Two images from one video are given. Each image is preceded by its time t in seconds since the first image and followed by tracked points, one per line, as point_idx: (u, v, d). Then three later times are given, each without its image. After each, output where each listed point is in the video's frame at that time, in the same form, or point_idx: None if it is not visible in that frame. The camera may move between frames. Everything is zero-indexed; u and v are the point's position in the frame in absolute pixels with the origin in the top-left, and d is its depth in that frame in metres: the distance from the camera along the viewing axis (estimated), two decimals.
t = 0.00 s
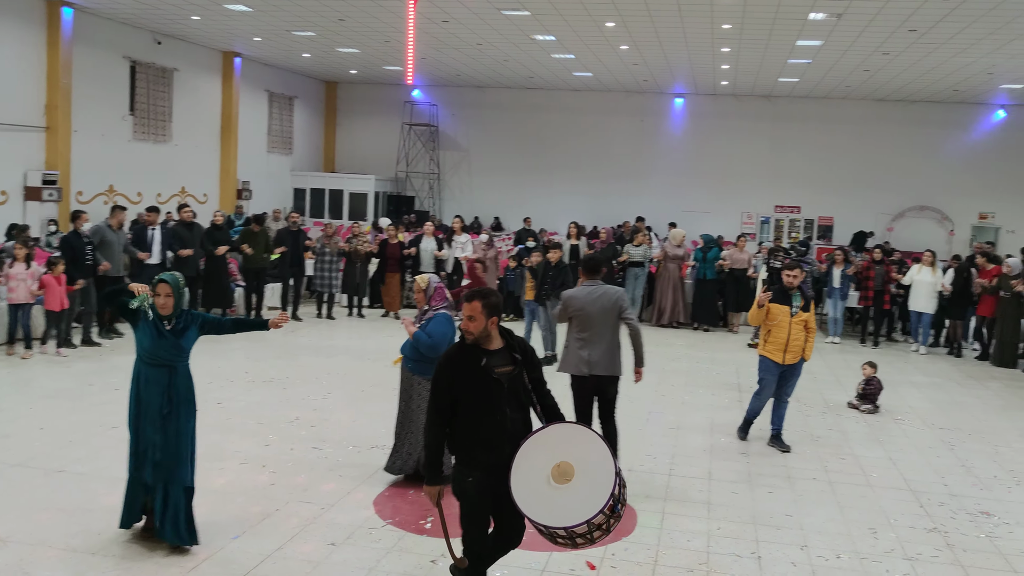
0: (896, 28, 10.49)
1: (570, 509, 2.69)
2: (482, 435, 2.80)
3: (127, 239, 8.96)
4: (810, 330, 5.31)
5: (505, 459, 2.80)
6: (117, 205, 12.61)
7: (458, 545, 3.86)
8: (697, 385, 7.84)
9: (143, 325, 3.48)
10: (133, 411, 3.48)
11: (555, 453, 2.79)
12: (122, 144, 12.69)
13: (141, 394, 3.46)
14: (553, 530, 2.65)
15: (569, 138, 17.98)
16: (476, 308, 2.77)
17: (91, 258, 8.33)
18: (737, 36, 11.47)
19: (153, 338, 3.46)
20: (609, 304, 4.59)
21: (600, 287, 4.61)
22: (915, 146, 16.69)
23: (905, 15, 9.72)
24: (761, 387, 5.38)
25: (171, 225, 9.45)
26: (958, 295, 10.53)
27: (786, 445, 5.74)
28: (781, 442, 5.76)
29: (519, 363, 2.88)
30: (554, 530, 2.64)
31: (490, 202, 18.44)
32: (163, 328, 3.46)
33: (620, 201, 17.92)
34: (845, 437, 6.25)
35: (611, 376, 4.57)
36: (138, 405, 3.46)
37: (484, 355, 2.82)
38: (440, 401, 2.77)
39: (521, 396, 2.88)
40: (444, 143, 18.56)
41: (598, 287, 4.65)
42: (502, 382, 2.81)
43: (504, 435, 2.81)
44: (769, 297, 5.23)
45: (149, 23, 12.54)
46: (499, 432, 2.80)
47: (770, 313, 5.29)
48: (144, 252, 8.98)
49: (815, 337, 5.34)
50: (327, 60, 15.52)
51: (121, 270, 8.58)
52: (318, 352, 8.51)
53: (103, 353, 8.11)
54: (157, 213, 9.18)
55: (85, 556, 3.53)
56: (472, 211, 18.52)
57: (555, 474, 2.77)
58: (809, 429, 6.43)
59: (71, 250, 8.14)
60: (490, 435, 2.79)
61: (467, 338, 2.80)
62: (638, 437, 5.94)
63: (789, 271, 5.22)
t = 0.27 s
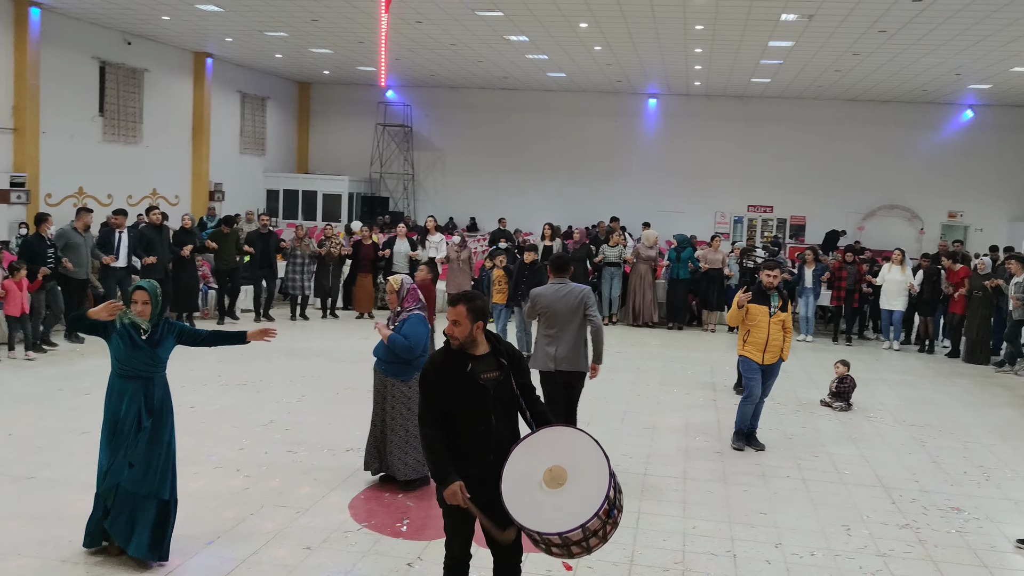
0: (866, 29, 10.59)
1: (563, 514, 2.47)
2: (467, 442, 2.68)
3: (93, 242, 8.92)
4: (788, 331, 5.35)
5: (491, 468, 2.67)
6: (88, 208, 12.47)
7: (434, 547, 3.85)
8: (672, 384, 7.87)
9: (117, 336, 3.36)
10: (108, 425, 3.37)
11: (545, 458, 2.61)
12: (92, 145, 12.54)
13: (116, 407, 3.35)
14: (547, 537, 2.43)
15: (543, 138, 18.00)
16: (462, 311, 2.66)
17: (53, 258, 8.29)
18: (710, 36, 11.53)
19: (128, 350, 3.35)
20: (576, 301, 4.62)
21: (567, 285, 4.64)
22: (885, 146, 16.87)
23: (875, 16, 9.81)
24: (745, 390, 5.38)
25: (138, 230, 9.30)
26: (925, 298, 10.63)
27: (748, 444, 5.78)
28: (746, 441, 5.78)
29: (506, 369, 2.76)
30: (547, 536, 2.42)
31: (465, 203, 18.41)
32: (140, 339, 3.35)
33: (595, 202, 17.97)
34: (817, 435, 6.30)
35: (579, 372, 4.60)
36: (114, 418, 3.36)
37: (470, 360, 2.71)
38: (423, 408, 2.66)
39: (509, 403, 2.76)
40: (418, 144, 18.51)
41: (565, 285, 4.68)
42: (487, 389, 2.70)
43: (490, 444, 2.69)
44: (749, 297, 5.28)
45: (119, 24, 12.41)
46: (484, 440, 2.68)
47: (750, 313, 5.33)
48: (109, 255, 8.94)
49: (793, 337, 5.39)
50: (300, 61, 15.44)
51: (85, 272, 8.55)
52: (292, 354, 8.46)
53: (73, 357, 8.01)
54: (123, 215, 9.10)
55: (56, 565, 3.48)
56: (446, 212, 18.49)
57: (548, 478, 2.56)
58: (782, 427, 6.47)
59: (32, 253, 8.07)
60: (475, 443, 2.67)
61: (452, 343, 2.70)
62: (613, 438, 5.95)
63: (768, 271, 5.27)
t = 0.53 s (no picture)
0: (834, 29, 10.69)
1: (556, 540, 2.44)
2: (459, 455, 2.62)
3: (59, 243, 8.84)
4: (762, 330, 5.39)
5: (481, 485, 2.61)
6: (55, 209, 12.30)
7: (408, 549, 3.83)
8: (644, 383, 7.89)
9: (83, 345, 3.24)
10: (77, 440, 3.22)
11: (544, 480, 2.56)
12: (59, 146, 12.38)
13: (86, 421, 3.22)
14: (538, 562, 2.40)
15: (515, 138, 17.99)
16: (465, 320, 2.61)
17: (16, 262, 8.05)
18: (681, 36, 11.59)
19: (97, 357, 3.24)
20: (548, 300, 4.66)
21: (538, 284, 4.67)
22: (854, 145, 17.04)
23: (843, 16, 9.90)
24: (728, 392, 5.35)
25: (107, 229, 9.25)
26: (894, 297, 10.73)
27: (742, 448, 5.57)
28: (739, 443, 5.55)
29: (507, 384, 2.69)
30: (538, 561, 2.39)
31: (437, 202, 18.35)
32: (109, 344, 3.26)
33: (567, 201, 17.99)
34: (789, 431, 6.34)
35: (550, 367, 4.70)
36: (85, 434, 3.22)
37: (469, 371, 2.64)
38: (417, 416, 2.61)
39: (507, 420, 2.68)
40: (389, 144, 18.42)
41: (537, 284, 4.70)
42: (485, 402, 2.62)
43: (482, 459, 2.62)
44: (725, 297, 5.31)
45: (86, 23, 12.27)
46: (477, 454, 2.61)
47: (725, 313, 5.35)
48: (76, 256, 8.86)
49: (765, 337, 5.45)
50: (270, 60, 15.33)
51: (50, 274, 8.44)
52: (264, 356, 8.40)
53: (40, 361, 7.90)
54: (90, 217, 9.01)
55: (23, 571, 3.43)
56: (419, 212, 18.42)
57: (544, 500, 2.52)
58: (754, 424, 6.51)
59: None
60: (467, 456, 2.61)
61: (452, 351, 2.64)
62: (586, 437, 5.95)
63: (744, 271, 5.30)
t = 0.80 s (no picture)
0: (805, 29, 10.77)
1: (552, 556, 2.30)
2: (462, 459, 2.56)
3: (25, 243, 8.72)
4: (738, 329, 5.39)
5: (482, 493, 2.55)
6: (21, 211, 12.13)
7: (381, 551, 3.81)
8: (618, 382, 7.91)
9: (43, 352, 3.18)
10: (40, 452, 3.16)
11: (549, 495, 2.44)
12: (25, 147, 12.22)
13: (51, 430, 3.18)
14: None
15: (488, 138, 17.98)
16: (486, 320, 2.53)
17: None
18: (652, 36, 11.62)
19: (58, 362, 3.19)
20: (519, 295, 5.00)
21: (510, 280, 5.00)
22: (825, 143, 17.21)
23: (813, 16, 9.97)
24: (703, 392, 5.38)
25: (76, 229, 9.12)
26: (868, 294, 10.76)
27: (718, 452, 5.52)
28: (716, 443, 5.53)
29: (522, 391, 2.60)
30: None
31: (411, 202, 18.30)
32: (70, 349, 3.21)
33: (541, 200, 18.02)
34: (762, 429, 6.39)
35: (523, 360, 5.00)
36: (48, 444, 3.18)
37: (482, 373, 2.58)
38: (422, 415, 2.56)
39: (517, 429, 2.59)
40: (362, 143, 18.32)
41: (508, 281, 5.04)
42: (494, 407, 2.55)
43: (485, 466, 2.55)
44: (700, 297, 5.31)
45: (52, 22, 12.11)
46: (480, 461, 2.55)
47: (702, 314, 5.35)
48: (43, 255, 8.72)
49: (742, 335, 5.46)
50: (241, 60, 15.22)
51: (15, 274, 8.25)
52: (236, 358, 8.33)
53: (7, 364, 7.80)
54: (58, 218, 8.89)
55: None
56: (392, 211, 18.35)
57: (547, 518, 2.40)
58: (727, 422, 6.55)
59: None
60: (471, 462, 2.55)
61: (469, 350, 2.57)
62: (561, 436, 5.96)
63: (719, 271, 5.31)
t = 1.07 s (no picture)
0: (777, 28, 10.85)
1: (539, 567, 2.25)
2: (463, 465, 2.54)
3: None
4: (716, 329, 5.44)
5: (486, 500, 2.51)
6: None
7: (357, 551, 3.80)
8: (594, 379, 7.93)
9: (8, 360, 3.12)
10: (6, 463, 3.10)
11: (542, 507, 2.40)
12: None
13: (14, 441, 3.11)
14: None
15: (463, 136, 17.94)
16: (490, 323, 2.52)
17: None
18: (626, 34, 11.65)
19: (26, 370, 3.14)
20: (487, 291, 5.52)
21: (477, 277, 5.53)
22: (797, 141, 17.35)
23: (785, 15, 10.05)
24: (680, 390, 5.41)
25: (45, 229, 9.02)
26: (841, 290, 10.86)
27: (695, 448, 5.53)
28: (690, 442, 5.56)
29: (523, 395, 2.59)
30: None
31: (385, 201, 18.22)
32: (36, 355, 3.16)
33: (516, 199, 18.01)
34: (736, 425, 6.43)
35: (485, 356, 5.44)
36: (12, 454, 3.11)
37: (482, 378, 2.56)
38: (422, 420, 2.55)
39: (519, 434, 2.57)
40: (336, 142, 18.23)
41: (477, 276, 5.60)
42: (494, 412, 2.54)
43: (487, 472, 2.52)
44: (681, 296, 5.33)
45: (20, 19, 11.96)
46: (481, 466, 2.52)
47: (680, 313, 5.38)
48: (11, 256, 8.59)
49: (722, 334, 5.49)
50: (212, 57, 15.09)
51: None
52: (209, 359, 8.27)
53: None
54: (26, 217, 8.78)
55: None
56: (367, 210, 18.26)
57: (537, 529, 2.35)
58: (702, 419, 6.58)
59: None
60: (473, 467, 2.53)
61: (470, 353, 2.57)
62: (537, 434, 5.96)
63: (698, 269, 5.34)
